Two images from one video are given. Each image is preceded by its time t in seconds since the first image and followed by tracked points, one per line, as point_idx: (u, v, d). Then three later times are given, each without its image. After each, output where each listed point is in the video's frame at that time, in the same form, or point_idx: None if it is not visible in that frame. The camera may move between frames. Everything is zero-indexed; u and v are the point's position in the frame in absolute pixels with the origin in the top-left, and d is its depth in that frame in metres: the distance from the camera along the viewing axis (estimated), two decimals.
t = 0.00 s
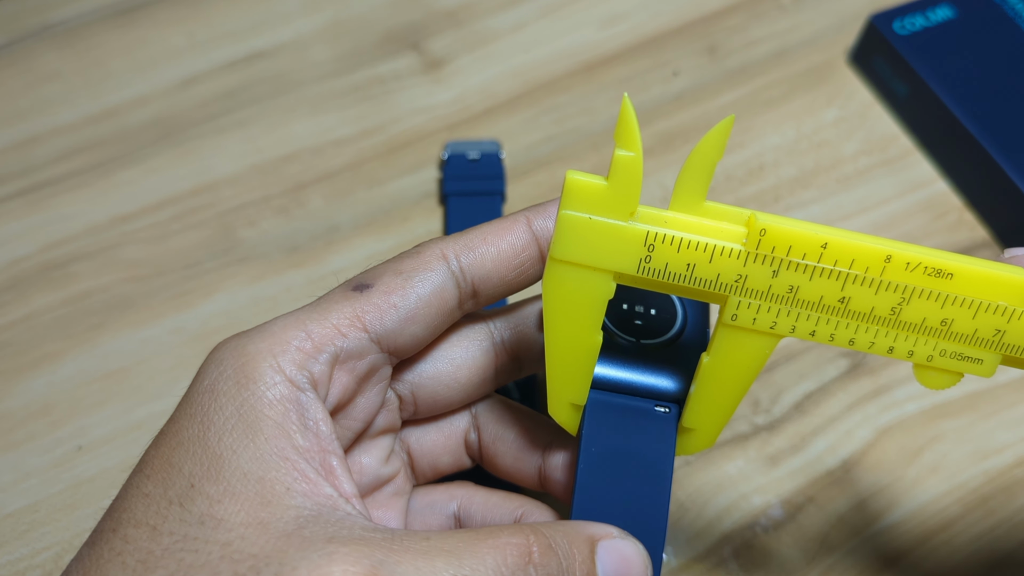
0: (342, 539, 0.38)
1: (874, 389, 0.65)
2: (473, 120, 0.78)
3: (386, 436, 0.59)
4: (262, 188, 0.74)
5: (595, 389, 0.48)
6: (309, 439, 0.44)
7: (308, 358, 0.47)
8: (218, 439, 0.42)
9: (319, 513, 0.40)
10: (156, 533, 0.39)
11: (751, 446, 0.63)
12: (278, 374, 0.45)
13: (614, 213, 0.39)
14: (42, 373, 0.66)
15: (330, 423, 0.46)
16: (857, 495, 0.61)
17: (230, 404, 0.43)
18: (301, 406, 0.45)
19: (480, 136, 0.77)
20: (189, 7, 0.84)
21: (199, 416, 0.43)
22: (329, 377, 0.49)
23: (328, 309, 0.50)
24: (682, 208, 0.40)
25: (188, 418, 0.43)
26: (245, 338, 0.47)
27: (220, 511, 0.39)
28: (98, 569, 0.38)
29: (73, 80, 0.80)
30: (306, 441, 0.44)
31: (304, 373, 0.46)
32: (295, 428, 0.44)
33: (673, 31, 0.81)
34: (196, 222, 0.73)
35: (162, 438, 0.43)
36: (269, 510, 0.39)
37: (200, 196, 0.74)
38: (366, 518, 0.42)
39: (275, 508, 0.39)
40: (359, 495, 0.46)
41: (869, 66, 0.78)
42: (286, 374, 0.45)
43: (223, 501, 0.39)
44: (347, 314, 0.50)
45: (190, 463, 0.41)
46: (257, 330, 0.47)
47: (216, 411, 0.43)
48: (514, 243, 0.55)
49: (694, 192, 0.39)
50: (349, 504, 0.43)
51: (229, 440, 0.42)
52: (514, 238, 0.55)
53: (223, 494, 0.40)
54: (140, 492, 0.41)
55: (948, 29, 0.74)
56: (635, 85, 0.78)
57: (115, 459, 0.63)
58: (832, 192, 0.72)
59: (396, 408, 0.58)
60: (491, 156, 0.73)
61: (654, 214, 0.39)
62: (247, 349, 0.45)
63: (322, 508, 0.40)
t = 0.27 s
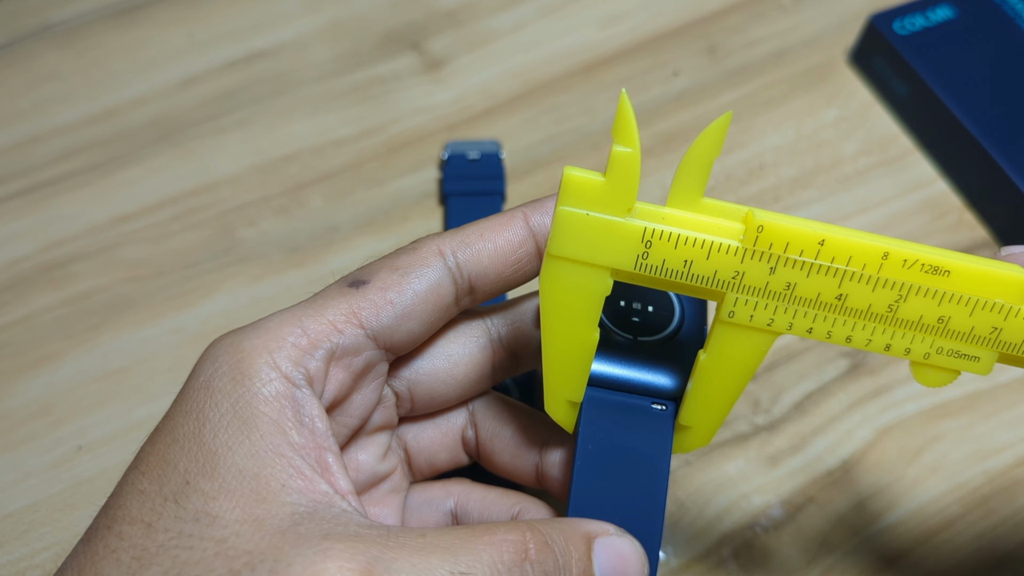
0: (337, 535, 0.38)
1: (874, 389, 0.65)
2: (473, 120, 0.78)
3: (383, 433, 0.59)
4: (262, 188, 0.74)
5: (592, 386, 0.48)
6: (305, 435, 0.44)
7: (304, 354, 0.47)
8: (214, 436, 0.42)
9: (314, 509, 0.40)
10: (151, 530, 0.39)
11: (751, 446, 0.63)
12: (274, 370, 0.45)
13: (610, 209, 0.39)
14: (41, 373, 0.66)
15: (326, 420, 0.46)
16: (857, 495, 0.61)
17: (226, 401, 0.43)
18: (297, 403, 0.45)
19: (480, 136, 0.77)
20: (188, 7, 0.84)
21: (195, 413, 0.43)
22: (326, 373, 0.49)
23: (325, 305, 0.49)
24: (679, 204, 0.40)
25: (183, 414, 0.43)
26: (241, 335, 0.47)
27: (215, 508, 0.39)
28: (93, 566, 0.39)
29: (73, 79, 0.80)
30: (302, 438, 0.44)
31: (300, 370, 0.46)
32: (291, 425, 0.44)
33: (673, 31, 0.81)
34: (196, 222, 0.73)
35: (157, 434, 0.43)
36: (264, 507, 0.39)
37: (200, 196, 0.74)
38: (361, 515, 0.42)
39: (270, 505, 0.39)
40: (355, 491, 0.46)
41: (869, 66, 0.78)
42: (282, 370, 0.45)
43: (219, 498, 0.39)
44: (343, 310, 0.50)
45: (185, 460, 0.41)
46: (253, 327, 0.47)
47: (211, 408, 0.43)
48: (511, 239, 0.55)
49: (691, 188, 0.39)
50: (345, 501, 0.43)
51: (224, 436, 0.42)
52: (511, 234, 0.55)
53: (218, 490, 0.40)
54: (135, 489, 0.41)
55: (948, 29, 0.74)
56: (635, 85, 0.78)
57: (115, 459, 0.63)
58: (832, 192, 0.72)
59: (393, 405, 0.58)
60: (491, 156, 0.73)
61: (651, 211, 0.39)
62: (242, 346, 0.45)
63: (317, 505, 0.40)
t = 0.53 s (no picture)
0: (334, 534, 0.38)
1: (874, 389, 0.65)
2: (473, 120, 0.78)
3: (380, 432, 0.59)
4: (261, 187, 0.74)
5: (588, 384, 0.47)
6: (302, 434, 0.44)
7: (301, 352, 0.47)
8: (211, 434, 0.42)
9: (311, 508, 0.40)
10: (148, 529, 0.39)
11: (751, 446, 0.63)
12: (271, 369, 0.45)
13: (607, 206, 0.39)
14: (41, 373, 0.66)
15: (323, 418, 0.46)
16: (857, 494, 0.61)
17: (222, 399, 0.43)
18: (294, 401, 0.45)
19: (480, 136, 0.77)
20: (188, 7, 0.84)
21: (191, 412, 0.43)
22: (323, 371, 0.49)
23: (322, 304, 0.50)
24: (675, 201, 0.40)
25: (180, 413, 0.43)
26: (238, 333, 0.47)
27: (211, 507, 0.39)
28: (90, 565, 0.39)
29: (73, 80, 0.80)
30: (299, 437, 0.44)
31: (297, 368, 0.46)
32: (288, 423, 0.44)
33: (673, 31, 0.81)
34: (195, 222, 0.73)
35: (154, 433, 0.43)
36: (260, 505, 0.39)
37: (200, 196, 0.74)
38: (358, 513, 0.42)
39: (266, 504, 0.39)
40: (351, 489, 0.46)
41: (869, 66, 0.78)
42: (279, 369, 0.45)
43: (215, 497, 0.39)
44: (340, 309, 0.50)
45: (182, 459, 0.41)
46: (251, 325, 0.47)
47: (208, 407, 0.43)
48: (509, 238, 0.55)
49: (686, 185, 0.39)
50: (342, 499, 0.43)
51: (221, 435, 0.42)
52: (509, 232, 0.55)
53: (215, 489, 0.40)
54: (132, 487, 0.41)
55: (948, 29, 0.74)
56: (634, 85, 0.78)
57: (115, 459, 0.63)
58: (832, 192, 0.72)
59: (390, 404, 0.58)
60: (491, 156, 0.73)
61: (648, 207, 0.39)
62: (239, 344, 0.45)
63: (314, 504, 0.40)
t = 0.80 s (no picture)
0: (312, 521, 0.38)
1: (874, 389, 0.65)
2: (473, 120, 0.78)
3: (367, 424, 0.60)
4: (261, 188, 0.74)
5: (575, 373, 0.47)
6: (282, 423, 0.44)
7: (283, 342, 0.47)
8: (191, 423, 0.42)
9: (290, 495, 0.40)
10: (126, 518, 0.39)
11: (751, 446, 0.63)
12: (253, 358, 0.45)
13: (592, 190, 0.39)
14: (41, 373, 0.66)
15: (304, 408, 0.46)
16: (857, 495, 0.61)
17: (203, 388, 0.43)
18: (275, 390, 0.45)
19: (480, 136, 0.77)
20: (188, 7, 0.84)
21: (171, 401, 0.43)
22: (305, 361, 0.49)
23: (304, 293, 0.50)
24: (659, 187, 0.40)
25: (161, 403, 0.43)
26: (220, 323, 0.47)
27: (189, 495, 0.39)
28: (68, 555, 0.39)
29: (74, 80, 0.80)
30: (280, 425, 0.44)
31: (279, 357, 0.46)
32: (269, 411, 0.44)
33: (673, 31, 0.81)
34: (195, 222, 0.73)
35: (135, 424, 0.44)
36: (239, 493, 0.39)
37: (200, 196, 0.74)
38: (338, 501, 0.42)
39: (245, 491, 0.39)
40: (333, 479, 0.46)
41: (869, 66, 0.78)
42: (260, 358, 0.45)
43: (193, 485, 0.39)
44: (323, 298, 0.50)
45: (161, 449, 0.41)
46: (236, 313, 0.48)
47: (187, 396, 0.43)
48: (495, 226, 0.56)
49: (671, 169, 0.39)
50: (322, 488, 0.43)
51: (200, 424, 0.42)
52: (495, 221, 0.56)
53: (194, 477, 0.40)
54: (112, 478, 0.41)
55: (948, 29, 0.74)
56: (634, 85, 0.78)
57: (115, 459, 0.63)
58: (832, 192, 0.72)
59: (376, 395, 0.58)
60: (491, 156, 0.73)
61: (632, 192, 0.39)
62: (220, 334, 0.46)
63: (293, 492, 0.41)
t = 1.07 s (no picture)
0: (299, 509, 0.38)
1: (874, 389, 0.65)
2: (473, 120, 0.77)
3: (354, 417, 0.60)
4: (261, 188, 0.74)
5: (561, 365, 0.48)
6: (270, 413, 0.45)
7: (270, 333, 0.48)
8: (178, 412, 0.42)
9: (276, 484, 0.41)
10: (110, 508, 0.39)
11: (751, 446, 0.63)
12: (240, 348, 0.46)
13: (586, 183, 0.38)
14: (41, 373, 0.66)
15: (291, 399, 0.47)
16: (858, 495, 0.61)
17: (190, 378, 0.44)
18: (262, 380, 0.46)
19: (480, 136, 0.77)
20: (188, 7, 0.84)
21: (159, 392, 0.43)
22: (292, 352, 0.50)
23: (291, 286, 0.51)
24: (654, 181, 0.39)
25: (148, 393, 0.43)
26: (207, 315, 0.47)
27: (175, 484, 0.39)
28: (52, 544, 0.39)
29: (73, 80, 0.80)
30: (267, 415, 0.44)
31: (266, 348, 0.47)
32: (257, 401, 0.45)
33: (673, 31, 0.81)
34: (195, 222, 0.73)
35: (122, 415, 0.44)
36: (226, 482, 0.39)
37: (200, 196, 0.74)
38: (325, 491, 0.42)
39: (232, 479, 0.40)
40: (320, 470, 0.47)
41: (869, 66, 0.78)
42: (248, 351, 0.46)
43: (179, 473, 0.39)
44: (310, 290, 0.51)
45: (147, 438, 0.41)
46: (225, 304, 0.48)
47: (174, 388, 0.43)
48: (482, 221, 0.57)
49: (669, 164, 0.38)
50: (309, 478, 0.44)
51: (187, 413, 0.42)
52: (482, 216, 0.57)
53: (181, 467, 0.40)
54: (99, 468, 0.41)
55: (948, 29, 0.74)
56: (634, 85, 0.78)
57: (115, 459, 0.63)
58: (832, 192, 0.72)
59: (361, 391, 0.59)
60: (491, 156, 0.73)
61: (627, 185, 0.39)
62: (207, 324, 0.46)
63: (280, 481, 0.41)
